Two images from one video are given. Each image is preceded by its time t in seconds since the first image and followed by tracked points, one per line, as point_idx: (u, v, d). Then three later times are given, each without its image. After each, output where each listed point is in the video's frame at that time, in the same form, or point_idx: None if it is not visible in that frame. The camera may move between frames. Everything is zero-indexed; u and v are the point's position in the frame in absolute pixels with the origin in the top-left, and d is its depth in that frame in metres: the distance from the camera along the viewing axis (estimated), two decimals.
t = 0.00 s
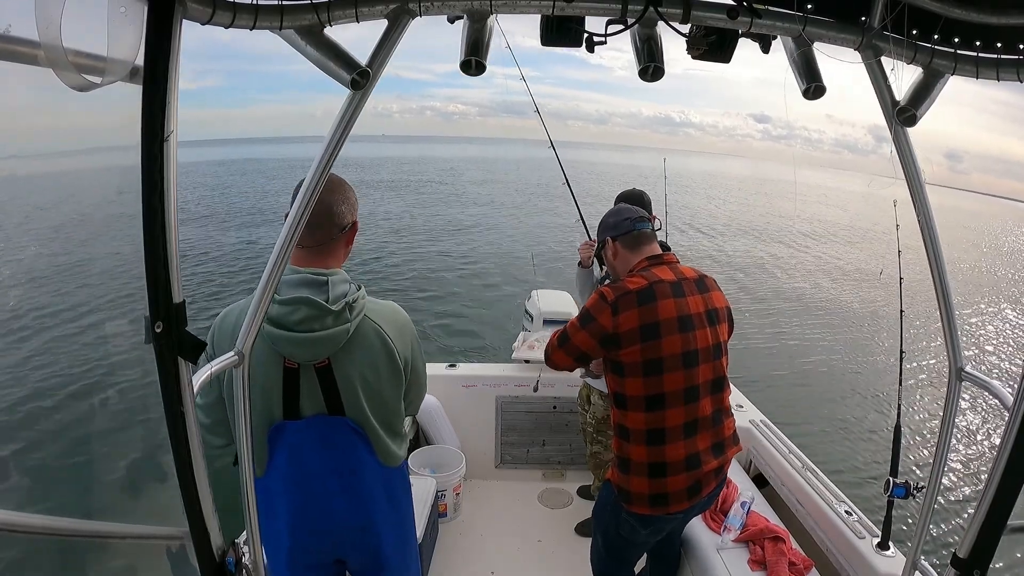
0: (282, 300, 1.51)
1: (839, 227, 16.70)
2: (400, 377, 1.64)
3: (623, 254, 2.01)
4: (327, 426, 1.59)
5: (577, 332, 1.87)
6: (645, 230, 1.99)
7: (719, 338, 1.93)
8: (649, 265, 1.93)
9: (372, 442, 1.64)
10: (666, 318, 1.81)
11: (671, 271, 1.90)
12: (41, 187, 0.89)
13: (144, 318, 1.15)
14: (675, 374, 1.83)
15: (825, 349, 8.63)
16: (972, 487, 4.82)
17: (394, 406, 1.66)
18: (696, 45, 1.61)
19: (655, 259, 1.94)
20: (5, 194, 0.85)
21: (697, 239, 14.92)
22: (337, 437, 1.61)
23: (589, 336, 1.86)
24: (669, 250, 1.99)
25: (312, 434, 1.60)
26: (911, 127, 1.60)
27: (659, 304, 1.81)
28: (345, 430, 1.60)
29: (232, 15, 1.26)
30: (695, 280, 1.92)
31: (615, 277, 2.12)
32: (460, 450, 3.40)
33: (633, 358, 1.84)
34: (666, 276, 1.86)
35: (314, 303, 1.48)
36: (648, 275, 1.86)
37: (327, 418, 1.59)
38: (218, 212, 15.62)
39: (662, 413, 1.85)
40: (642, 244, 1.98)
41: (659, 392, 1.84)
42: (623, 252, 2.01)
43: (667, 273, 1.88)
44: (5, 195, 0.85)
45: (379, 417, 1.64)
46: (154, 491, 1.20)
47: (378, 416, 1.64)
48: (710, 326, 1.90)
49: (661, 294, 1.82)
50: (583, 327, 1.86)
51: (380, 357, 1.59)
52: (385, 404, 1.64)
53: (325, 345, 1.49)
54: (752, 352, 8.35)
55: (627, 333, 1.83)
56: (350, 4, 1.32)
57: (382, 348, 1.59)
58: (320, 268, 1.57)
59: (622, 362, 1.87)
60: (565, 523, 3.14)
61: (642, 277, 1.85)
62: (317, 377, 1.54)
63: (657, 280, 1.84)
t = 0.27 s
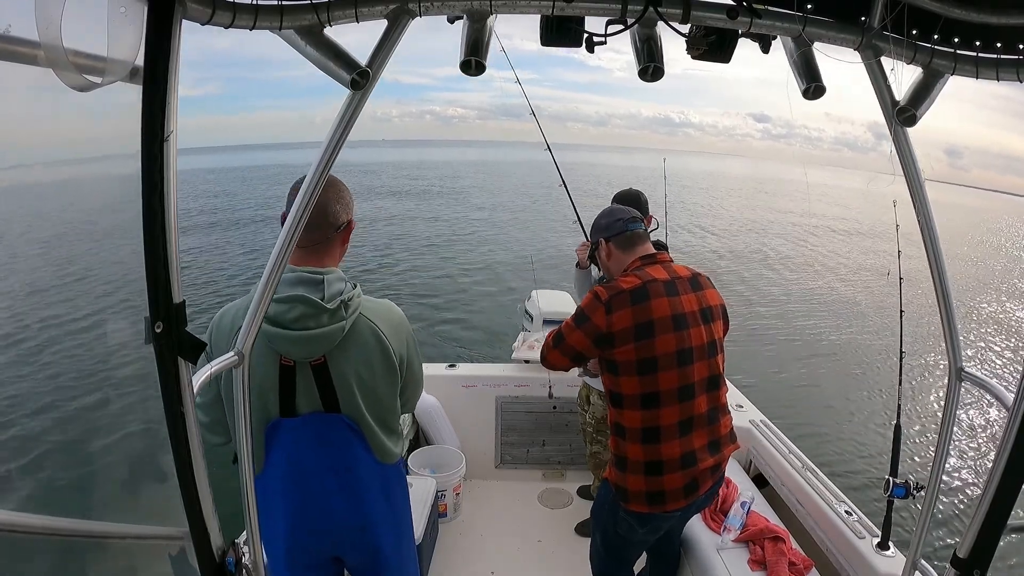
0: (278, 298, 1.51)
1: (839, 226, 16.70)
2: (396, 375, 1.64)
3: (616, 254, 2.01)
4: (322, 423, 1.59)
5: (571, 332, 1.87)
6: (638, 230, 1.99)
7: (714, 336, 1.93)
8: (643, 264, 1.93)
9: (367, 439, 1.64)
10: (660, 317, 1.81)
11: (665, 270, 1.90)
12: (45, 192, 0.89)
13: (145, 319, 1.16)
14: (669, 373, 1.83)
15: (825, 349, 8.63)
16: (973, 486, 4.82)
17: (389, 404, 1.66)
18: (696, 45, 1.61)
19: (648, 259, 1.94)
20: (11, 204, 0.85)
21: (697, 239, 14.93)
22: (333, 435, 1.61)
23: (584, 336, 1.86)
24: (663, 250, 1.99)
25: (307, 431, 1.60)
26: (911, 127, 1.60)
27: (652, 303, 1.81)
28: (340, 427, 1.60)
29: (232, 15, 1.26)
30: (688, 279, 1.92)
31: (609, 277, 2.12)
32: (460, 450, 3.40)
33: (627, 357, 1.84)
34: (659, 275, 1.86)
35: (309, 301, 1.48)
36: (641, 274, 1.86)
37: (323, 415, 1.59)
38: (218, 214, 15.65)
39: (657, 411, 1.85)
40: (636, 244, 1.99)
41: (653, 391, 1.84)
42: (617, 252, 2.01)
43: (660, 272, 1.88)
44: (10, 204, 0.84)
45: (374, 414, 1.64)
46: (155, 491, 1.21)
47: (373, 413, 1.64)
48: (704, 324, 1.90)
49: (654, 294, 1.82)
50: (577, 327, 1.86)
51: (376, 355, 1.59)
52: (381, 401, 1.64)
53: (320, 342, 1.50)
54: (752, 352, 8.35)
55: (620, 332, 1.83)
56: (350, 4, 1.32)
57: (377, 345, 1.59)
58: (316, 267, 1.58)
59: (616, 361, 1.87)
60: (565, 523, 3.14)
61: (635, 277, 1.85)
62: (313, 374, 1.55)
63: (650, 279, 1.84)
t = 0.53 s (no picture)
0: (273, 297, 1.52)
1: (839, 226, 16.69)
2: (390, 373, 1.63)
3: (613, 255, 2.01)
4: (316, 421, 1.60)
5: (570, 331, 1.87)
6: (634, 230, 2.00)
7: (712, 335, 1.93)
8: (640, 263, 1.93)
9: (362, 437, 1.64)
10: (658, 316, 1.81)
11: (663, 269, 1.90)
12: (46, 197, 0.89)
13: (145, 319, 1.15)
14: (667, 372, 1.83)
15: (825, 349, 8.63)
16: (973, 486, 4.82)
17: (385, 402, 1.66)
18: (696, 45, 1.61)
19: (646, 258, 1.94)
20: (13, 212, 0.86)
21: (697, 240, 14.93)
22: (328, 433, 1.61)
23: (582, 336, 1.86)
24: (662, 250, 1.99)
25: (303, 429, 1.60)
26: (911, 127, 1.60)
27: (650, 303, 1.81)
28: (335, 425, 1.60)
29: (232, 15, 1.26)
30: (686, 278, 1.92)
31: (607, 278, 2.12)
32: (460, 450, 3.40)
33: (626, 357, 1.84)
34: (656, 275, 1.86)
35: (302, 299, 1.48)
36: (638, 274, 1.86)
37: (317, 412, 1.59)
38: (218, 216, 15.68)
39: (655, 410, 1.85)
40: (632, 244, 1.99)
41: (652, 390, 1.84)
42: (614, 253, 2.01)
43: (657, 272, 1.88)
44: (12, 212, 0.85)
45: (369, 412, 1.64)
46: (153, 491, 1.20)
47: (368, 411, 1.64)
48: (702, 323, 1.90)
49: (652, 293, 1.82)
50: (576, 327, 1.86)
51: (370, 353, 1.59)
52: (376, 400, 1.64)
53: (314, 340, 1.50)
54: (752, 352, 8.36)
55: (619, 331, 1.83)
56: (350, 4, 1.32)
57: (371, 343, 1.58)
58: (311, 267, 1.59)
59: (615, 361, 1.87)
60: (566, 523, 3.14)
61: (634, 277, 1.85)
62: (307, 372, 1.55)
63: (647, 278, 1.84)
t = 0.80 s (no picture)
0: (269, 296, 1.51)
1: (839, 226, 16.70)
2: (385, 374, 1.63)
3: (615, 255, 2.01)
4: (309, 420, 1.59)
5: (572, 331, 1.87)
6: (637, 230, 1.99)
7: (714, 335, 1.93)
8: (642, 263, 1.93)
9: (356, 436, 1.64)
10: (660, 316, 1.81)
11: (665, 269, 1.90)
12: (47, 198, 0.90)
13: (145, 318, 1.15)
14: (670, 372, 1.83)
15: (825, 349, 8.64)
16: (973, 487, 4.82)
17: (380, 402, 1.66)
18: (696, 45, 1.61)
19: (647, 258, 1.94)
20: (14, 213, 0.86)
21: (696, 240, 14.94)
22: (324, 433, 1.61)
23: (585, 335, 1.86)
24: (664, 249, 1.99)
25: (298, 430, 1.60)
26: (911, 127, 1.60)
27: (652, 303, 1.81)
28: (327, 425, 1.60)
29: (232, 15, 1.26)
30: (689, 279, 1.92)
31: (609, 278, 2.12)
32: (460, 450, 3.40)
33: (628, 357, 1.84)
34: (659, 275, 1.86)
35: (298, 298, 1.48)
36: (641, 274, 1.86)
37: (309, 412, 1.59)
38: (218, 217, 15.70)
39: (657, 410, 1.85)
40: (634, 243, 1.99)
41: (654, 390, 1.84)
42: (616, 253, 2.01)
43: (660, 272, 1.88)
44: (12, 213, 0.85)
45: (363, 412, 1.65)
46: (154, 491, 1.20)
47: (363, 411, 1.65)
48: (704, 324, 1.90)
49: (654, 293, 1.82)
50: (578, 326, 1.86)
51: (365, 353, 1.59)
52: (371, 399, 1.64)
53: (308, 340, 1.50)
54: (752, 352, 8.36)
55: (621, 331, 1.83)
56: (350, 4, 1.32)
57: (365, 343, 1.58)
58: (308, 266, 1.58)
59: (617, 360, 1.87)
60: (565, 523, 3.14)
61: (635, 277, 1.85)
62: (301, 371, 1.55)
63: (650, 278, 1.84)
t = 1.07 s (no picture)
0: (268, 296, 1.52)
1: (838, 227, 16.71)
2: (384, 375, 1.63)
3: (620, 255, 2.02)
4: (309, 420, 1.59)
5: (575, 330, 1.87)
6: (641, 230, 1.99)
7: (717, 336, 1.93)
8: (646, 264, 1.93)
9: (355, 437, 1.64)
10: (664, 317, 1.81)
11: (668, 270, 1.90)
12: (48, 193, 0.90)
13: (144, 318, 1.15)
14: (674, 373, 1.83)
15: (825, 350, 8.64)
16: (973, 487, 4.82)
17: (379, 402, 1.65)
18: (696, 45, 1.61)
19: (651, 258, 1.94)
20: (16, 207, 0.86)
21: (696, 240, 14.95)
22: (324, 433, 1.61)
23: (589, 335, 1.86)
24: (667, 250, 1.99)
25: (299, 430, 1.60)
26: (911, 127, 1.60)
27: (656, 303, 1.81)
28: (326, 426, 1.60)
29: (232, 15, 1.26)
30: (693, 279, 1.92)
31: (613, 278, 2.12)
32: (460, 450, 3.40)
33: (632, 357, 1.84)
34: (664, 275, 1.86)
35: (296, 299, 1.49)
36: (645, 274, 1.86)
37: (306, 413, 1.59)
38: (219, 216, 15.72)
39: (661, 410, 1.85)
40: (637, 244, 1.99)
41: (658, 390, 1.84)
42: (620, 252, 2.01)
43: (664, 272, 1.88)
44: (16, 208, 0.86)
45: (362, 413, 1.64)
46: (154, 491, 1.20)
47: (363, 411, 1.65)
48: (708, 324, 1.90)
49: (659, 293, 1.82)
50: (581, 325, 1.86)
51: (364, 354, 1.58)
52: (371, 400, 1.64)
53: (308, 340, 1.50)
54: (753, 353, 8.36)
55: (625, 331, 1.83)
56: (350, 4, 1.32)
57: (365, 344, 1.58)
58: (308, 267, 1.59)
59: (621, 361, 1.87)
60: (566, 523, 3.14)
61: (639, 277, 1.85)
62: (300, 372, 1.55)
63: (654, 279, 1.84)
